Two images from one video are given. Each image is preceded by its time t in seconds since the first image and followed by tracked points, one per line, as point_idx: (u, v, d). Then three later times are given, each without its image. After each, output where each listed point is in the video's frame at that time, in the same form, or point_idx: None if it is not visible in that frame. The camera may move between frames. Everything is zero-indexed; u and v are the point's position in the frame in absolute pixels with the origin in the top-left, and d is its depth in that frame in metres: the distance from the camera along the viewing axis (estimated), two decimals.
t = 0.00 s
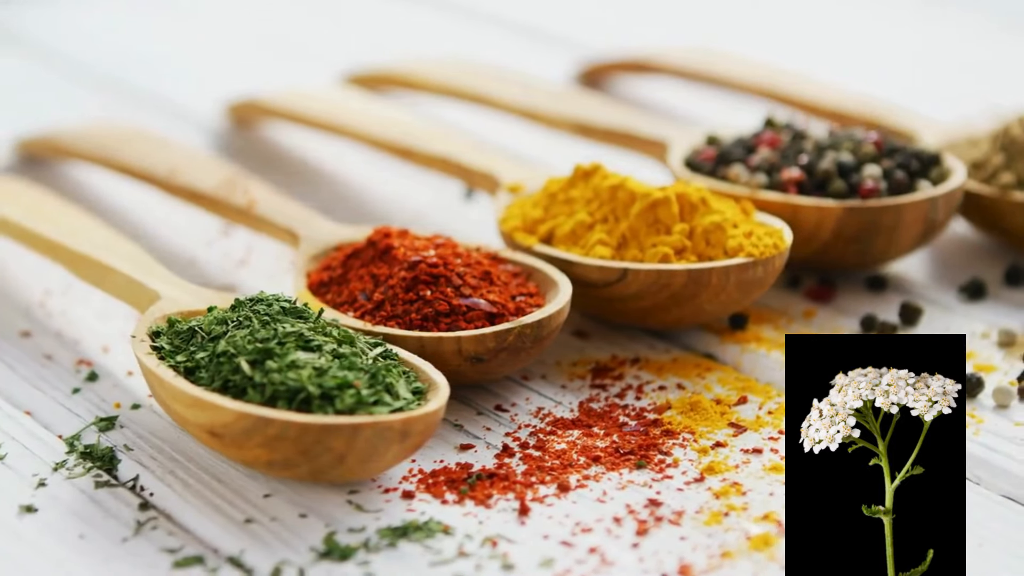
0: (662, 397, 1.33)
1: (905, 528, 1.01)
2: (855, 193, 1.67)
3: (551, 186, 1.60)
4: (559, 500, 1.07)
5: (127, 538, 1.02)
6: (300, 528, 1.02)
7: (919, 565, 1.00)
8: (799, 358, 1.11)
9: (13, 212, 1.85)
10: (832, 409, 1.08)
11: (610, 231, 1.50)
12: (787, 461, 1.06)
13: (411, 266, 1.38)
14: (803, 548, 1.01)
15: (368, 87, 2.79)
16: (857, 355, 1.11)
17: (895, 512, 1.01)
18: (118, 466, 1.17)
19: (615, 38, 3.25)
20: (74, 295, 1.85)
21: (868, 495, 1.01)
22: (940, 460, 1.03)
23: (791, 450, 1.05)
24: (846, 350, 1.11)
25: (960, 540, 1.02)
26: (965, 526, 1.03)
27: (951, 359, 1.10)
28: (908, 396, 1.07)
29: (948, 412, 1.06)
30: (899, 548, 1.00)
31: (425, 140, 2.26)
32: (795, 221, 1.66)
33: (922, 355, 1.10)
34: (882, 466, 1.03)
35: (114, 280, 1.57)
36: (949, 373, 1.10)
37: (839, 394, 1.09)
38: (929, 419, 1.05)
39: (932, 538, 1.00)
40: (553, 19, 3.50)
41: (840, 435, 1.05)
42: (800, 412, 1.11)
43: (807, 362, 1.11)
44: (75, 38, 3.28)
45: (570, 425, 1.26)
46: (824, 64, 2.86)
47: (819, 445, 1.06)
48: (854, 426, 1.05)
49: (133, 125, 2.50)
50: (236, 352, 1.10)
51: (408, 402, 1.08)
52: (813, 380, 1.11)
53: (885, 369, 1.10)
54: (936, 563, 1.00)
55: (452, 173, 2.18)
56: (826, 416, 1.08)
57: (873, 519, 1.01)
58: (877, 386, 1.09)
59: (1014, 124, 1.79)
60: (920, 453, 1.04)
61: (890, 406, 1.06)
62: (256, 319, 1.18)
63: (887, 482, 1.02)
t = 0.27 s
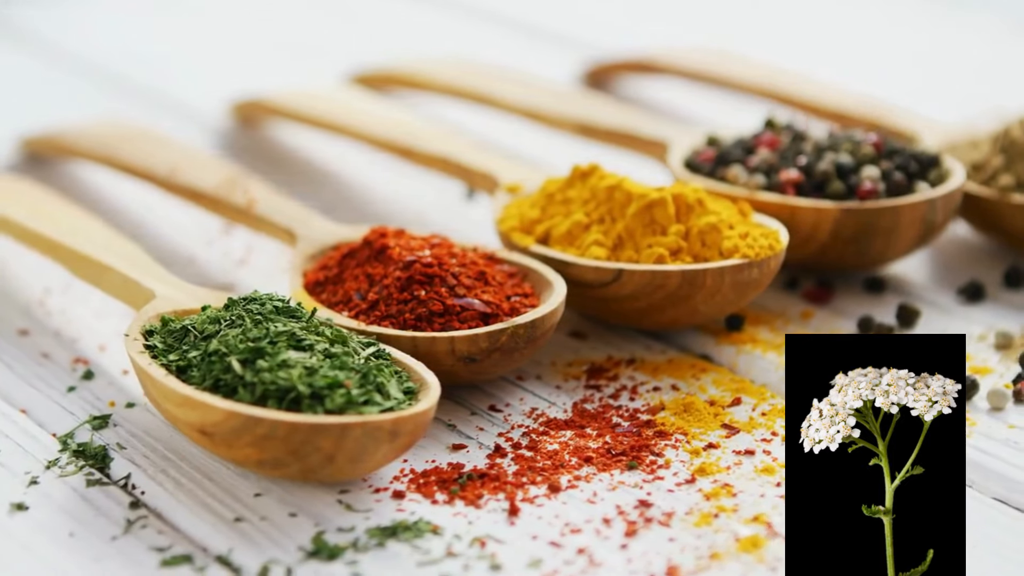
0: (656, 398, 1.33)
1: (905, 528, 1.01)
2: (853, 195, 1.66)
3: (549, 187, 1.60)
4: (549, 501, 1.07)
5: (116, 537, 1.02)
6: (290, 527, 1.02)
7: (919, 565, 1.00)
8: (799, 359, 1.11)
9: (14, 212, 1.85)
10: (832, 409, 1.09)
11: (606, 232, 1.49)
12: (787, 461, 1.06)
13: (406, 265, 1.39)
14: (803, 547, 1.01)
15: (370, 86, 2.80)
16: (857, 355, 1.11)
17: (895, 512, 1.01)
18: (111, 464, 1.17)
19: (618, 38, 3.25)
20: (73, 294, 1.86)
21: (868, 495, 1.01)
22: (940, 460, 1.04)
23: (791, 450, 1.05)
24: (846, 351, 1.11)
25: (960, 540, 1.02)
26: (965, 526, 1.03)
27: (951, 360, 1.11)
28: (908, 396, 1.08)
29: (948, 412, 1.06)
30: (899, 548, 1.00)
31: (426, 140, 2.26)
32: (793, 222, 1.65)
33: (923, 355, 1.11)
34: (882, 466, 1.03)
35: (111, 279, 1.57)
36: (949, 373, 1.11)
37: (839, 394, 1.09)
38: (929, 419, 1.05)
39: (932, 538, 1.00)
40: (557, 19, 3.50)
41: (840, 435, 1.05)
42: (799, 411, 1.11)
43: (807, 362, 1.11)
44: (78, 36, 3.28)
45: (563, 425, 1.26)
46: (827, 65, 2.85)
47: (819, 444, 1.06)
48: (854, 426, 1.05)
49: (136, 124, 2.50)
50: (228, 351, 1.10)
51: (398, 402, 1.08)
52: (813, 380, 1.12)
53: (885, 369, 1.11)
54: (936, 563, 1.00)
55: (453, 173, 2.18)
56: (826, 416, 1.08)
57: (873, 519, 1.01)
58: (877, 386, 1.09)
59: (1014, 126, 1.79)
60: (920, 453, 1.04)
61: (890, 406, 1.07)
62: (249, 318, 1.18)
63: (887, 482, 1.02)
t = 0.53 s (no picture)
0: (649, 399, 1.33)
1: (905, 528, 1.00)
2: (851, 196, 1.66)
3: (546, 187, 1.60)
4: (539, 501, 1.07)
5: (106, 535, 1.02)
6: (279, 527, 1.02)
7: (919, 565, 1.00)
8: (799, 359, 1.11)
9: (14, 210, 1.85)
10: (832, 409, 1.08)
11: (602, 233, 1.49)
12: (787, 460, 1.06)
13: (401, 265, 1.39)
14: (802, 548, 1.01)
15: (372, 86, 2.80)
16: (857, 355, 1.11)
17: (895, 512, 1.01)
18: (104, 462, 1.17)
19: (621, 38, 3.25)
20: (72, 293, 1.86)
21: (868, 495, 1.01)
22: (940, 460, 1.03)
23: (791, 450, 1.05)
24: (847, 351, 1.11)
25: (959, 541, 1.02)
26: (964, 526, 1.02)
27: (950, 360, 1.10)
28: (908, 396, 1.07)
29: (948, 412, 1.06)
30: (899, 548, 0.99)
31: (427, 139, 2.26)
32: (791, 223, 1.65)
33: (923, 355, 1.10)
34: (881, 466, 1.02)
35: (109, 277, 1.57)
36: (949, 373, 1.11)
37: (839, 394, 1.09)
38: (929, 419, 1.05)
39: (932, 538, 1.00)
40: (560, 18, 3.50)
41: (840, 435, 1.04)
42: (799, 411, 1.11)
43: (807, 362, 1.11)
44: (82, 35, 3.29)
45: (555, 426, 1.26)
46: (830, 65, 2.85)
47: (819, 444, 1.06)
48: (854, 426, 1.04)
49: (138, 122, 2.51)
50: (219, 350, 1.11)
51: (389, 402, 1.08)
52: (813, 380, 1.12)
53: (885, 369, 1.10)
54: (936, 563, 0.99)
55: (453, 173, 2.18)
56: (826, 416, 1.08)
57: (873, 519, 1.01)
58: (877, 386, 1.09)
59: (1014, 128, 1.78)
60: (920, 453, 1.03)
61: (890, 406, 1.07)
62: (242, 317, 1.18)
63: (887, 482, 1.02)
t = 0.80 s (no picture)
0: (644, 400, 1.33)
1: (905, 528, 1.01)
2: (849, 198, 1.65)
3: (543, 188, 1.60)
4: (530, 502, 1.07)
5: (96, 533, 1.02)
6: (269, 526, 1.02)
7: (919, 565, 1.00)
8: (798, 358, 1.11)
9: (14, 209, 1.86)
10: (832, 409, 1.08)
11: (599, 233, 1.49)
12: (787, 461, 1.06)
13: (396, 265, 1.39)
14: (802, 548, 1.02)
15: (374, 86, 2.80)
16: (857, 355, 1.11)
17: (894, 512, 1.01)
18: (97, 461, 1.18)
19: (623, 38, 3.25)
20: (72, 291, 1.86)
21: (868, 495, 1.01)
22: (940, 460, 1.03)
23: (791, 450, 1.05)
24: (847, 351, 1.10)
25: (960, 541, 1.02)
26: (964, 525, 1.03)
27: (951, 359, 1.10)
28: (908, 396, 1.07)
29: (948, 412, 1.05)
30: (899, 548, 1.00)
31: (428, 139, 2.26)
32: (789, 224, 1.65)
33: (923, 354, 1.10)
34: (882, 466, 1.02)
35: (106, 276, 1.58)
36: (949, 373, 1.10)
37: (839, 394, 1.09)
38: (929, 419, 1.05)
39: (933, 538, 1.00)
40: (564, 18, 3.50)
41: (840, 435, 1.04)
42: (799, 411, 1.10)
43: (808, 362, 1.11)
44: (85, 33, 3.29)
45: (549, 426, 1.26)
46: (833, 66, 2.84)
47: (819, 445, 1.06)
48: (854, 426, 1.04)
49: (141, 121, 2.51)
50: (212, 350, 1.11)
51: (380, 402, 1.08)
52: (813, 380, 1.11)
53: (885, 369, 1.10)
54: (936, 563, 1.00)
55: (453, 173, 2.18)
56: (826, 416, 1.08)
57: (873, 519, 1.01)
58: (877, 386, 1.09)
59: (1015, 130, 1.78)
60: (920, 453, 1.03)
61: (890, 406, 1.06)
62: (235, 317, 1.18)
63: (887, 482, 1.02)
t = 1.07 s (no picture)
0: (638, 401, 1.33)
1: (905, 528, 1.01)
2: (847, 199, 1.65)
3: (541, 188, 1.60)
4: (520, 502, 1.06)
5: (86, 532, 1.03)
6: (258, 525, 1.03)
7: (919, 565, 1.00)
8: (799, 358, 1.10)
9: (14, 207, 1.86)
10: (832, 409, 1.08)
11: (595, 234, 1.49)
12: (787, 460, 1.06)
13: (391, 265, 1.39)
14: (803, 547, 1.02)
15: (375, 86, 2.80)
16: (857, 355, 1.10)
17: (894, 512, 1.02)
18: (89, 459, 1.18)
19: (626, 38, 3.24)
20: (71, 289, 1.87)
21: (868, 495, 1.02)
22: (940, 460, 1.04)
23: (791, 450, 1.05)
24: (847, 351, 1.10)
25: (959, 541, 1.02)
26: (964, 526, 1.03)
27: (950, 359, 1.10)
28: (908, 396, 1.08)
29: (948, 412, 1.06)
30: (899, 548, 1.00)
31: (428, 139, 2.26)
32: (786, 225, 1.65)
33: (923, 354, 1.10)
34: (882, 466, 1.03)
35: (103, 275, 1.58)
36: (949, 373, 1.10)
37: (839, 394, 1.09)
38: (929, 419, 1.05)
39: (932, 538, 1.00)
40: (567, 18, 3.49)
41: (840, 435, 1.05)
42: (799, 411, 1.10)
43: (807, 361, 1.11)
44: (87, 32, 3.30)
45: (542, 427, 1.26)
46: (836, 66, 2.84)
47: (819, 445, 1.06)
48: (854, 426, 1.05)
49: (143, 119, 2.52)
50: (203, 349, 1.11)
51: (371, 402, 1.08)
52: (813, 380, 1.11)
53: (885, 369, 1.10)
54: (936, 563, 1.00)
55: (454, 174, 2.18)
56: (826, 416, 1.08)
57: (873, 519, 1.01)
58: (877, 386, 1.09)
59: (1014, 131, 1.77)
60: (920, 453, 1.04)
61: (890, 406, 1.07)
62: (228, 316, 1.18)
63: (887, 482, 1.03)
